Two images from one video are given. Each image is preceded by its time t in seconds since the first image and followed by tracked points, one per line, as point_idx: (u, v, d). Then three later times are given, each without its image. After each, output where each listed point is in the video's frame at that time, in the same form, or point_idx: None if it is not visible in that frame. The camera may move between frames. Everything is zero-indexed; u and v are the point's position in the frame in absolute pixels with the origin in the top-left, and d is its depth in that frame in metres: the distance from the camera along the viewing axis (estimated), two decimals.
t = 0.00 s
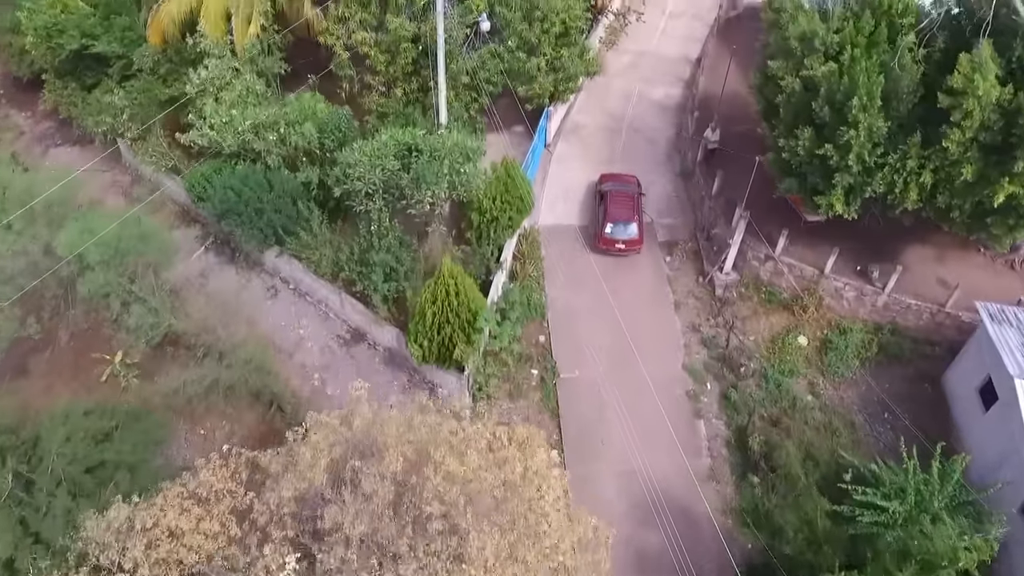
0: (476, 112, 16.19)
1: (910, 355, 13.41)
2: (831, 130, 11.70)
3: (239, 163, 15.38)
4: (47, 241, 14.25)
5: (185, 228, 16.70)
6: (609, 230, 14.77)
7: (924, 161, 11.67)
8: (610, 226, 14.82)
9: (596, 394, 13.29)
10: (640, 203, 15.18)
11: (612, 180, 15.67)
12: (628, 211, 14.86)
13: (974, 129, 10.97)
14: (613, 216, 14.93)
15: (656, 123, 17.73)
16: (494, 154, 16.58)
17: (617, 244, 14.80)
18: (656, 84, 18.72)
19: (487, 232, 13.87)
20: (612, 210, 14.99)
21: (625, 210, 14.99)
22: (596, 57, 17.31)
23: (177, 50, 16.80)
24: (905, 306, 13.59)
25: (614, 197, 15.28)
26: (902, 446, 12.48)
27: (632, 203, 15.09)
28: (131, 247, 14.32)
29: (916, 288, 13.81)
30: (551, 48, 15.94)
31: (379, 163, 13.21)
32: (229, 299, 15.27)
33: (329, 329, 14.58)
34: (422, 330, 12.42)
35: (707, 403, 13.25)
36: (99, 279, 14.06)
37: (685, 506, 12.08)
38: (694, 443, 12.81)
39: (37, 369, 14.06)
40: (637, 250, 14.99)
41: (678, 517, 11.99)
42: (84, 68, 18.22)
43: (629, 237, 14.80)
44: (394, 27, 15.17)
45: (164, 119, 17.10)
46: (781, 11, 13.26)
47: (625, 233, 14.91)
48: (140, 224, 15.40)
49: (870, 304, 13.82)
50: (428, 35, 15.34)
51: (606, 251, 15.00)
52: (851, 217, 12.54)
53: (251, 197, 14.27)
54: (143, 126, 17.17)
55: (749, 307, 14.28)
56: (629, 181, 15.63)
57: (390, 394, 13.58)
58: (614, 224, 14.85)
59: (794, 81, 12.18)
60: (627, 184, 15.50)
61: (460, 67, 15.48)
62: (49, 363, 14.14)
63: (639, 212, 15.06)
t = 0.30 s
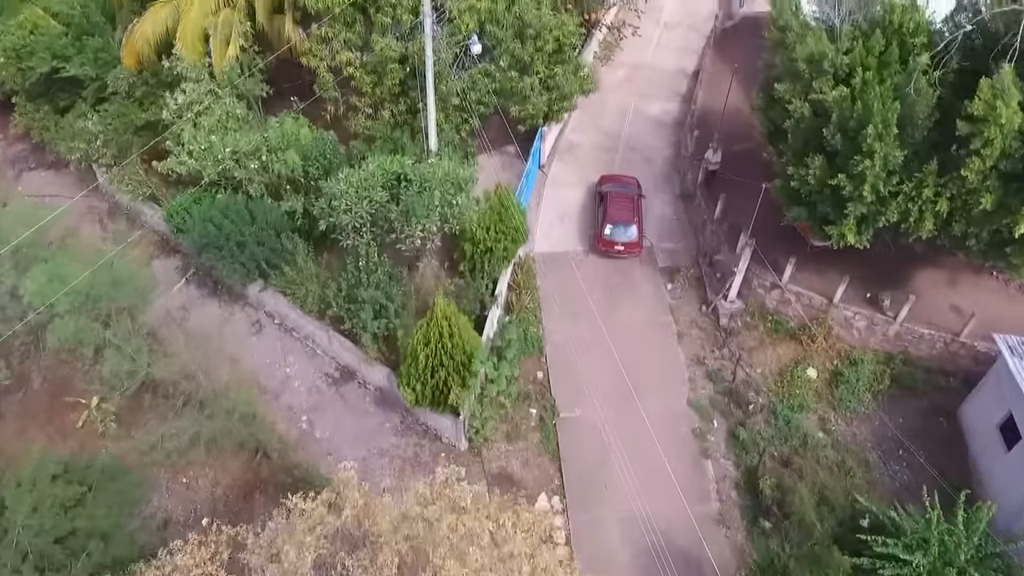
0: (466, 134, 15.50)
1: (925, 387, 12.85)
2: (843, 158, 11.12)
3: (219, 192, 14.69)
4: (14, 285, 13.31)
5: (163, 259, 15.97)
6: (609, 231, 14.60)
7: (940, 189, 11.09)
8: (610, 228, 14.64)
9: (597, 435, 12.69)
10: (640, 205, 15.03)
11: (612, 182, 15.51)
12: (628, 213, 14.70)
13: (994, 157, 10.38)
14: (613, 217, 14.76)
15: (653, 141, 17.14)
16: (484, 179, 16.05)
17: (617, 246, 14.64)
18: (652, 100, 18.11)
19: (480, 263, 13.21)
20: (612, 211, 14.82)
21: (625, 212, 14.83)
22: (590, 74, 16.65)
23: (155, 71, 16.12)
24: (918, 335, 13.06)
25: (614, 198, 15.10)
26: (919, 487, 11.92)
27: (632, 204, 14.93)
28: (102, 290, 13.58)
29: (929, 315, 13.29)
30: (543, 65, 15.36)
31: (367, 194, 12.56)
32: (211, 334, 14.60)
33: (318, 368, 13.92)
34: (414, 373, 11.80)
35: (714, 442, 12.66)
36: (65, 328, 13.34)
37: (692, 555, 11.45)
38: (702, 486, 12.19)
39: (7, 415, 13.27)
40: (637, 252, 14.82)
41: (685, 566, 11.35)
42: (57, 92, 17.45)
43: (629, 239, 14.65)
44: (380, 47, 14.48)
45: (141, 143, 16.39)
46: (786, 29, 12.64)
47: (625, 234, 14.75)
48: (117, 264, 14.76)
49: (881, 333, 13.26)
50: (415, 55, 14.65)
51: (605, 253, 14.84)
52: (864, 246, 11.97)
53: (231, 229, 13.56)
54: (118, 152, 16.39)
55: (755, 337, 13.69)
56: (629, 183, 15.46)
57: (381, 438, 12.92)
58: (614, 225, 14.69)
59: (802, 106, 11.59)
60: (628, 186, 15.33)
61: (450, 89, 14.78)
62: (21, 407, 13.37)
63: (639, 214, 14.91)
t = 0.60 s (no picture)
0: (462, 157, 14.85)
1: (946, 425, 12.30)
2: (863, 190, 10.53)
3: (205, 223, 14.08)
4: None
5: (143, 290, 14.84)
6: (614, 233, 14.38)
7: (966, 222, 10.48)
8: (614, 230, 14.41)
9: (604, 480, 12.09)
10: (645, 208, 14.80)
11: (617, 184, 15.26)
12: (633, 216, 14.48)
13: None
14: (618, 220, 14.55)
15: (655, 160, 16.55)
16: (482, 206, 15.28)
17: (621, 249, 14.42)
18: (655, 117, 17.49)
19: (480, 297, 12.58)
20: (616, 214, 14.61)
21: (630, 215, 14.62)
22: (591, 92, 16.01)
23: (136, 94, 15.49)
24: (938, 370, 12.40)
25: (619, 200, 14.88)
26: (943, 533, 11.38)
27: (637, 207, 14.72)
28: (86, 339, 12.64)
29: (949, 347, 12.62)
30: (542, 85, 14.78)
31: (359, 229, 11.90)
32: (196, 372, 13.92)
33: (311, 409, 13.28)
34: (411, 420, 11.18)
35: (726, 485, 12.08)
36: (40, 376, 12.19)
37: None
38: (715, 536, 11.57)
39: None
40: (641, 255, 14.59)
41: None
42: (36, 114, 16.77)
43: (634, 241, 14.42)
44: (371, 69, 13.81)
45: (121, 168, 15.64)
46: (800, 49, 12.02)
47: (629, 237, 14.53)
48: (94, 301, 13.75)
49: (899, 368, 12.65)
50: (409, 77, 13.98)
51: (609, 256, 14.61)
52: (885, 280, 11.34)
53: (217, 263, 12.91)
54: (98, 178, 15.58)
55: (767, 371, 13.12)
56: (633, 185, 15.25)
57: (375, 484, 12.31)
58: (619, 228, 14.47)
59: (817, 135, 11.03)
60: (633, 189, 15.10)
61: (446, 111, 14.12)
62: None
63: (644, 217, 14.69)
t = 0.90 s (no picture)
0: (460, 186, 14.12)
1: (975, 473, 11.65)
2: (890, 234, 9.84)
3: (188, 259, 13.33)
4: None
5: (126, 329, 14.45)
6: (622, 236, 14.19)
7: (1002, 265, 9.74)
8: (622, 234, 14.23)
9: (612, 535, 11.42)
10: (654, 211, 14.61)
11: (625, 187, 15.08)
12: (641, 219, 14.31)
13: None
14: (626, 223, 14.37)
15: (661, 185, 15.89)
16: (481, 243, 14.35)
17: (629, 253, 14.23)
18: (659, 138, 16.81)
19: (482, 340, 11.91)
20: (624, 217, 14.42)
21: (639, 217, 14.43)
22: (594, 114, 15.29)
23: (115, 121, 14.75)
24: (965, 414, 11.60)
25: (628, 204, 14.69)
26: None
27: (646, 211, 14.51)
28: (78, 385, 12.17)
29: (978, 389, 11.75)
30: (544, 110, 14.01)
31: (352, 273, 11.17)
32: (181, 418, 13.23)
33: (302, 458, 12.59)
34: (410, 479, 10.47)
35: (744, 540, 11.41)
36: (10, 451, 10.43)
37: None
38: None
39: None
40: (649, 259, 14.39)
41: None
42: (10, 141, 15.91)
43: (643, 245, 14.23)
44: (362, 96, 13.08)
45: (101, 200, 14.95)
46: (818, 78, 11.35)
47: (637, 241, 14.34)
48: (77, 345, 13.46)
49: (925, 412, 11.88)
50: (402, 105, 13.26)
51: (617, 260, 14.44)
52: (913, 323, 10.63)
53: (201, 307, 12.27)
54: (76, 210, 14.89)
55: (784, 415, 12.48)
56: (642, 188, 15.07)
57: (371, 540, 11.61)
58: (627, 231, 14.28)
59: (841, 173, 10.40)
60: (642, 192, 14.92)
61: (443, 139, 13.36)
62: None
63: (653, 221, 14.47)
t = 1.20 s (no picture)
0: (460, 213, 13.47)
1: (1004, 520, 11.04)
2: (920, 278, 9.24)
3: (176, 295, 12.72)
4: None
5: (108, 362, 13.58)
6: (630, 238, 13.97)
7: None
8: (632, 236, 13.99)
9: None
10: (665, 214, 14.31)
11: (637, 189, 14.83)
12: (652, 222, 14.01)
13: None
14: (636, 226, 14.09)
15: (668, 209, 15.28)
16: (485, 278, 13.38)
17: (638, 255, 14.02)
18: (666, 157, 16.21)
19: (484, 380, 11.27)
20: (635, 219, 14.15)
21: (649, 220, 14.15)
22: (599, 135, 14.66)
23: (97, 146, 14.05)
24: (994, 458, 11.00)
25: (639, 204, 14.40)
26: None
27: (658, 213, 14.22)
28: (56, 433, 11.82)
29: (1007, 432, 11.14)
30: (548, 134, 13.32)
31: (347, 316, 10.60)
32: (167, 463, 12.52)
33: (296, 505, 12.27)
34: (409, 538, 9.80)
35: None
36: None
37: None
38: None
39: None
40: (658, 262, 14.16)
41: None
42: None
43: (652, 248, 14.00)
44: (356, 122, 12.41)
45: (84, 229, 14.33)
46: (839, 106, 10.72)
47: (646, 244, 14.10)
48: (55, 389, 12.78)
49: (951, 454, 11.25)
50: (398, 131, 12.59)
51: (627, 263, 14.24)
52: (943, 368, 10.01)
53: (188, 347, 11.72)
54: (58, 239, 14.16)
55: (801, 457, 11.87)
56: (654, 190, 14.80)
57: None
58: (637, 234, 14.02)
59: (867, 211, 9.81)
60: (653, 195, 14.63)
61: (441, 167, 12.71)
62: None
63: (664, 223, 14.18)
